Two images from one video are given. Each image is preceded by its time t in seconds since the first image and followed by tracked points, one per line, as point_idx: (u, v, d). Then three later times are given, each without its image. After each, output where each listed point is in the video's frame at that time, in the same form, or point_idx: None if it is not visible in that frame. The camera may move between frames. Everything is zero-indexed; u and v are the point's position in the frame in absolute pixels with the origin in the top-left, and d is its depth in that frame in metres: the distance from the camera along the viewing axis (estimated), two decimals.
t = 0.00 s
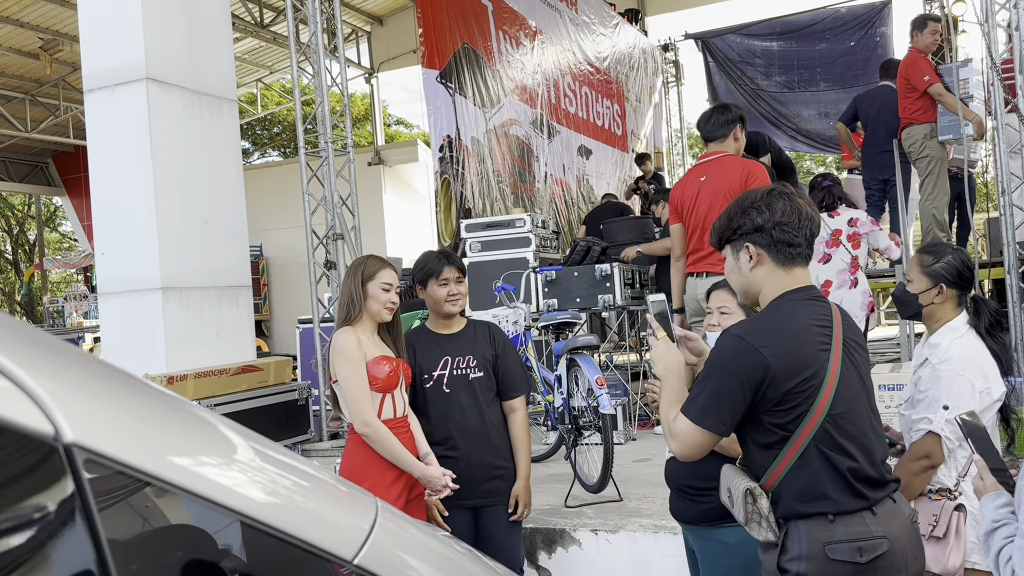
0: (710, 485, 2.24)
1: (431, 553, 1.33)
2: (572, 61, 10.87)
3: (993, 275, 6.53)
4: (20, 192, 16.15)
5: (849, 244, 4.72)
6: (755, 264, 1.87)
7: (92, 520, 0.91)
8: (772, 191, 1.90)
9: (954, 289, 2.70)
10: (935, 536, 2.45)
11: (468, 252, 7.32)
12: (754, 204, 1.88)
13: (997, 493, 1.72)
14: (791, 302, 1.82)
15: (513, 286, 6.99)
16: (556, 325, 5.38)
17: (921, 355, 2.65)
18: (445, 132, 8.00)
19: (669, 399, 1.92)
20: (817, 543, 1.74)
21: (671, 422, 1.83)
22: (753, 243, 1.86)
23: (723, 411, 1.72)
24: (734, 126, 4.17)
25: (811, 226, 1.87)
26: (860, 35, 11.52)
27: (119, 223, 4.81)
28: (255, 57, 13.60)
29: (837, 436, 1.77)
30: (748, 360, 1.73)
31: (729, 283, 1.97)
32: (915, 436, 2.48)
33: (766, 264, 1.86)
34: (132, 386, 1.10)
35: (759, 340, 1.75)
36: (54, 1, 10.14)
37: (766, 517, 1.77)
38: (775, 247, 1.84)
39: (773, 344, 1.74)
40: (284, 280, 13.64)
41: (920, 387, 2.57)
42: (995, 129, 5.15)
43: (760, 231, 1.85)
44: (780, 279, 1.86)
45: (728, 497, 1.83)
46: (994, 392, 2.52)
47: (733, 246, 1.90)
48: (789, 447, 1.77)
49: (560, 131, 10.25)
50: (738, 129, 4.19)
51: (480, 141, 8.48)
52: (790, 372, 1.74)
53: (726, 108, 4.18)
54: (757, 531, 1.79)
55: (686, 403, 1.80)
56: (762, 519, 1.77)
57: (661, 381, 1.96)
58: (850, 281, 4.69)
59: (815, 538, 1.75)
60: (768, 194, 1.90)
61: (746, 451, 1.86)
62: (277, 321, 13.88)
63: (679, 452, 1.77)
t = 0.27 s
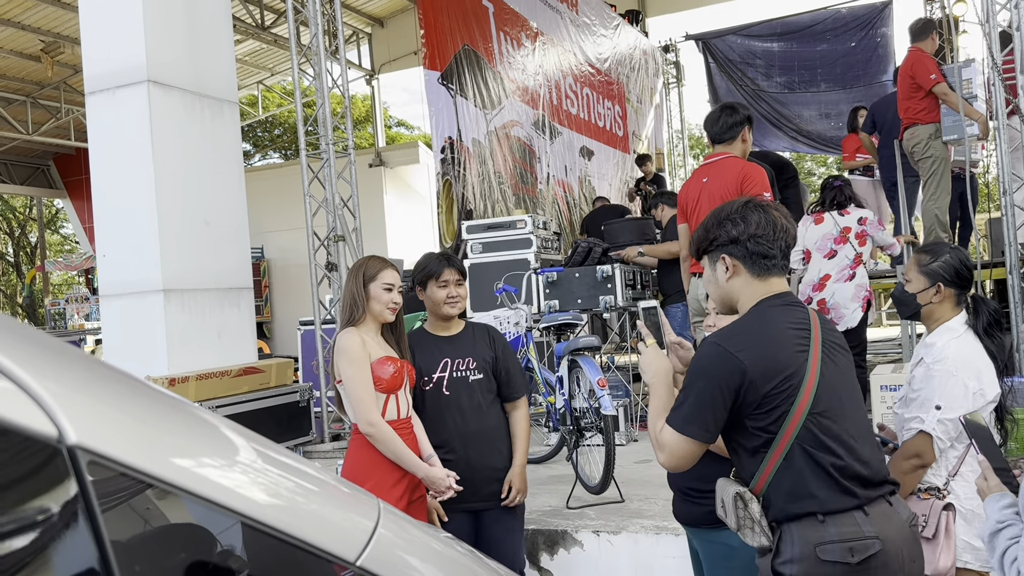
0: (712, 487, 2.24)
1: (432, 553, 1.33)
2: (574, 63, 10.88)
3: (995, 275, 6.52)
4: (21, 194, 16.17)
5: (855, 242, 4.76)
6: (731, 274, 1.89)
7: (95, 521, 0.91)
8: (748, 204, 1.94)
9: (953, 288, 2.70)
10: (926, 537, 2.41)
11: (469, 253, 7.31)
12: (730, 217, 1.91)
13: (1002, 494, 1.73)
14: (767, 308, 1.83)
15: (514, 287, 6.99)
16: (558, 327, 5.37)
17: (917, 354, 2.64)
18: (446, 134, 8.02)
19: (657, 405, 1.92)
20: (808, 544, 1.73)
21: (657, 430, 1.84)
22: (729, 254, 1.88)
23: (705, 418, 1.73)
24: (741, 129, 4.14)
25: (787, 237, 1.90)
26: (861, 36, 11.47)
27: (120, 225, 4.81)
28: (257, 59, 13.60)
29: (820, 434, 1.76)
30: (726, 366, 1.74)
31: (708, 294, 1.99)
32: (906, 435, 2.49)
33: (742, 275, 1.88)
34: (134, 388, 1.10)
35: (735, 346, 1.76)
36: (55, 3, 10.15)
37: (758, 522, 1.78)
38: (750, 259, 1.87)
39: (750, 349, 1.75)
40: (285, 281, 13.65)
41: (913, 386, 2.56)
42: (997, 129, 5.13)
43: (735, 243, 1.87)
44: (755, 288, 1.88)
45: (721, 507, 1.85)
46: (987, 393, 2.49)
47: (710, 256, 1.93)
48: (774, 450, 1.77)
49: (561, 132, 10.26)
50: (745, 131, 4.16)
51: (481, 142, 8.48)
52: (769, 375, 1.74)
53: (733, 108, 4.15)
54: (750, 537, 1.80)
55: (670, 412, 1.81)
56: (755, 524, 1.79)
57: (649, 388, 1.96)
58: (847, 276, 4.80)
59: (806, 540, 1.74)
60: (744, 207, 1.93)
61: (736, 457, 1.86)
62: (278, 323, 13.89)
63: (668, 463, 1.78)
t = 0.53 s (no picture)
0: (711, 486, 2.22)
1: (433, 555, 1.33)
2: (574, 64, 10.88)
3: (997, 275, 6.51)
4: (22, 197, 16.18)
5: (852, 225, 5.15)
6: (725, 296, 1.91)
7: (96, 526, 0.91)
8: (741, 225, 1.95)
9: (942, 289, 2.69)
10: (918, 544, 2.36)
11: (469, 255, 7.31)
12: (723, 239, 1.93)
13: (1001, 497, 1.73)
14: (765, 327, 1.83)
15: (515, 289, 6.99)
16: (558, 329, 5.36)
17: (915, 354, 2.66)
18: (446, 135, 8.02)
19: (658, 427, 1.91)
20: (832, 557, 1.73)
21: (660, 452, 1.82)
22: (725, 276, 1.90)
23: (713, 437, 1.72)
24: (745, 130, 4.10)
25: (779, 259, 1.90)
26: (861, 36, 11.49)
27: (120, 228, 4.81)
28: (257, 61, 13.61)
29: (832, 443, 1.76)
30: (729, 384, 1.73)
31: (703, 315, 2.00)
32: (900, 437, 2.54)
33: (737, 296, 1.90)
34: (135, 391, 1.10)
35: (737, 364, 1.76)
36: (56, 6, 10.15)
37: (780, 539, 1.76)
38: (744, 280, 1.88)
39: (752, 366, 1.75)
40: (286, 283, 13.65)
41: (909, 387, 2.60)
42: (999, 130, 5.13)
43: (730, 264, 1.89)
44: (751, 308, 1.89)
45: (739, 530, 1.82)
46: (983, 396, 2.49)
47: (706, 278, 1.94)
48: (787, 465, 1.76)
49: (562, 133, 10.26)
50: (749, 133, 4.12)
51: (482, 144, 8.48)
52: (774, 391, 1.74)
53: (737, 109, 4.10)
54: (773, 557, 1.77)
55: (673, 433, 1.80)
56: (776, 542, 1.77)
57: (650, 408, 1.95)
58: (845, 253, 5.14)
59: (830, 553, 1.73)
60: (737, 228, 1.94)
61: (748, 475, 1.85)
62: (279, 324, 13.88)
63: (669, 483, 1.77)
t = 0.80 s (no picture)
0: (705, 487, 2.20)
1: (431, 557, 1.33)
2: (575, 66, 10.89)
3: (997, 276, 6.51)
4: (22, 199, 16.20)
5: (847, 201, 5.50)
6: (724, 310, 1.91)
7: (94, 531, 0.91)
8: (736, 241, 1.96)
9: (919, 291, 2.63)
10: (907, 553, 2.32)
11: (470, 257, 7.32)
12: (718, 254, 1.93)
13: (994, 505, 1.70)
14: (766, 338, 1.83)
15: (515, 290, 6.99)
16: (558, 330, 5.36)
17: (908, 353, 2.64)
18: (446, 137, 8.02)
19: (664, 441, 1.90)
20: (857, 561, 1.73)
21: (668, 469, 1.82)
22: (722, 291, 1.90)
23: (723, 451, 1.71)
24: (745, 133, 4.14)
25: (777, 272, 1.91)
26: (860, 37, 11.50)
27: (120, 230, 4.81)
28: (257, 63, 13.62)
29: (844, 446, 1.76)
30: (735, 396, 1.73)
31: (703, 330, 2.00)
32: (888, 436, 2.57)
33: (736, 310, 1.90)
34: (134, 397, 1.10)
35: (742, 377, 1.75)
36: (56, 8, 10.16)
37: (797, 545, 1.76)
38: (742, 295, 1.88)
39: (757, 379, 1.75)
40: (286, 285, 13.66)
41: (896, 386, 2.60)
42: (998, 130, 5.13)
43: (727, 279, 1.89)
44: (749, 321, 1.89)
45: (760, 542, 1.82)
46: (966, 398, 2.43)
47: (703, 294, 1.95)
48: (801, 471, 1.75)
49: (563, 134, 10.26)
50: (750, 135, 4.16)
51: (481, 145, 8.49)
52: (781, 401, 1.74)
53: (740, 112, 4.15)
54: (792, 563, 1.77)
55: (682, 449, 1.80)
56: (794, 548, 1.77)
57: (654, 424, 1.95)
58: (846, 229, 5.52)
59: (854, 556, 1.74)
60: (732, 244, 1.95)
61: (760, 484, 1.84)
62: (279, 326, 13.88)
63: (678, 500, 1.77)
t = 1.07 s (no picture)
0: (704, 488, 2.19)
1: (430, 557, 1.33)
2: (574, 67, 10.89)
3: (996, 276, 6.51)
4: (22, 201, 16.20)
5: (851, 181, 5.62)
6: (726, 318, 1.91)
7: (93, 534, 0.91)
8: (734, 248, 1.96)
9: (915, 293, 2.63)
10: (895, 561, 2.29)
11: (469, 258, 7.32)
12: (717, 261, 1.94)
13: (992, 507, 1.70)
14: (768, 345, 1.84)
15: (515, 291, 6.99)
16: (558, 331, 5.36)
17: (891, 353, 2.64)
18: (446, 138, 8.01)
19: (668, 448, 1.90)
20: (863, 567, 1.73)
21: (670, 476, 1.81)
22: (722, 298, 1.90)
23: (726, 457, 1.72)
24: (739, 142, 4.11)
25: (776, 278, 1.92)
26: (860, 38, 11.51)
27: (120, 231, 4.81)
28: (256, 65, 13.62)
29: (848, 451, 1.76)
30: (738, 402, 1.73)
31: (703, 338, 2.00)
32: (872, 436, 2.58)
33: (737, 317, 1.90)
34: (134, 400, 1.11)
35: (744, 383, 1.75)
36: (54, 11, 10.16)
37: (801, 548, 1.75)
38: (743, 301, 1.89)
39: (760, 385, 1.75)
40: (286, 286, 13.66)
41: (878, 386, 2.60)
42: (997, 130, 5.13)
43: (726, 286, 1.90)
44: (751, 328, 1.89)
45: (761, 547, 1.80)
46: (939, 399, 2.42)
47: (703, 302, 1.95)
48: (805, 476, 1.75)
49: (563, 135, 10.26)
50: (745, 144, 4.13)
51: (481, 147, 8.49)
52: (784, 407, 1.74)
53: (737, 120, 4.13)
54: (795, 568, 1.76)
55: (684, 456, 1.80)
56: (797, 553, 1.76)
57: (657, 431, 1.94)
58: (853, 207, 5.57)
59: (861, 563, 1.74)
60: (730, 251, 1.96)
61: (763, 489, 1.84)
62: (279, 328, 13.89)
63: (682, 507, 1.76)
